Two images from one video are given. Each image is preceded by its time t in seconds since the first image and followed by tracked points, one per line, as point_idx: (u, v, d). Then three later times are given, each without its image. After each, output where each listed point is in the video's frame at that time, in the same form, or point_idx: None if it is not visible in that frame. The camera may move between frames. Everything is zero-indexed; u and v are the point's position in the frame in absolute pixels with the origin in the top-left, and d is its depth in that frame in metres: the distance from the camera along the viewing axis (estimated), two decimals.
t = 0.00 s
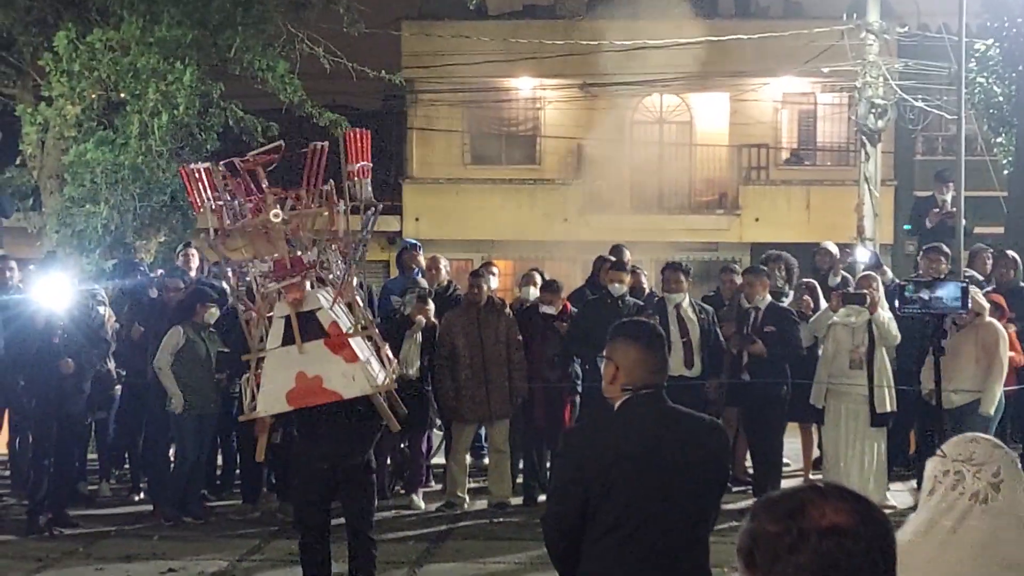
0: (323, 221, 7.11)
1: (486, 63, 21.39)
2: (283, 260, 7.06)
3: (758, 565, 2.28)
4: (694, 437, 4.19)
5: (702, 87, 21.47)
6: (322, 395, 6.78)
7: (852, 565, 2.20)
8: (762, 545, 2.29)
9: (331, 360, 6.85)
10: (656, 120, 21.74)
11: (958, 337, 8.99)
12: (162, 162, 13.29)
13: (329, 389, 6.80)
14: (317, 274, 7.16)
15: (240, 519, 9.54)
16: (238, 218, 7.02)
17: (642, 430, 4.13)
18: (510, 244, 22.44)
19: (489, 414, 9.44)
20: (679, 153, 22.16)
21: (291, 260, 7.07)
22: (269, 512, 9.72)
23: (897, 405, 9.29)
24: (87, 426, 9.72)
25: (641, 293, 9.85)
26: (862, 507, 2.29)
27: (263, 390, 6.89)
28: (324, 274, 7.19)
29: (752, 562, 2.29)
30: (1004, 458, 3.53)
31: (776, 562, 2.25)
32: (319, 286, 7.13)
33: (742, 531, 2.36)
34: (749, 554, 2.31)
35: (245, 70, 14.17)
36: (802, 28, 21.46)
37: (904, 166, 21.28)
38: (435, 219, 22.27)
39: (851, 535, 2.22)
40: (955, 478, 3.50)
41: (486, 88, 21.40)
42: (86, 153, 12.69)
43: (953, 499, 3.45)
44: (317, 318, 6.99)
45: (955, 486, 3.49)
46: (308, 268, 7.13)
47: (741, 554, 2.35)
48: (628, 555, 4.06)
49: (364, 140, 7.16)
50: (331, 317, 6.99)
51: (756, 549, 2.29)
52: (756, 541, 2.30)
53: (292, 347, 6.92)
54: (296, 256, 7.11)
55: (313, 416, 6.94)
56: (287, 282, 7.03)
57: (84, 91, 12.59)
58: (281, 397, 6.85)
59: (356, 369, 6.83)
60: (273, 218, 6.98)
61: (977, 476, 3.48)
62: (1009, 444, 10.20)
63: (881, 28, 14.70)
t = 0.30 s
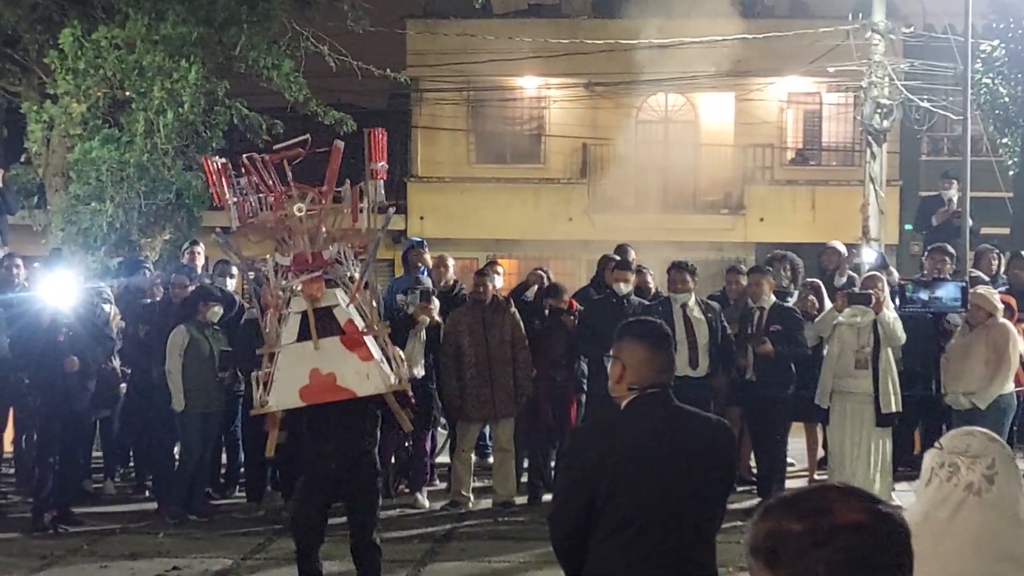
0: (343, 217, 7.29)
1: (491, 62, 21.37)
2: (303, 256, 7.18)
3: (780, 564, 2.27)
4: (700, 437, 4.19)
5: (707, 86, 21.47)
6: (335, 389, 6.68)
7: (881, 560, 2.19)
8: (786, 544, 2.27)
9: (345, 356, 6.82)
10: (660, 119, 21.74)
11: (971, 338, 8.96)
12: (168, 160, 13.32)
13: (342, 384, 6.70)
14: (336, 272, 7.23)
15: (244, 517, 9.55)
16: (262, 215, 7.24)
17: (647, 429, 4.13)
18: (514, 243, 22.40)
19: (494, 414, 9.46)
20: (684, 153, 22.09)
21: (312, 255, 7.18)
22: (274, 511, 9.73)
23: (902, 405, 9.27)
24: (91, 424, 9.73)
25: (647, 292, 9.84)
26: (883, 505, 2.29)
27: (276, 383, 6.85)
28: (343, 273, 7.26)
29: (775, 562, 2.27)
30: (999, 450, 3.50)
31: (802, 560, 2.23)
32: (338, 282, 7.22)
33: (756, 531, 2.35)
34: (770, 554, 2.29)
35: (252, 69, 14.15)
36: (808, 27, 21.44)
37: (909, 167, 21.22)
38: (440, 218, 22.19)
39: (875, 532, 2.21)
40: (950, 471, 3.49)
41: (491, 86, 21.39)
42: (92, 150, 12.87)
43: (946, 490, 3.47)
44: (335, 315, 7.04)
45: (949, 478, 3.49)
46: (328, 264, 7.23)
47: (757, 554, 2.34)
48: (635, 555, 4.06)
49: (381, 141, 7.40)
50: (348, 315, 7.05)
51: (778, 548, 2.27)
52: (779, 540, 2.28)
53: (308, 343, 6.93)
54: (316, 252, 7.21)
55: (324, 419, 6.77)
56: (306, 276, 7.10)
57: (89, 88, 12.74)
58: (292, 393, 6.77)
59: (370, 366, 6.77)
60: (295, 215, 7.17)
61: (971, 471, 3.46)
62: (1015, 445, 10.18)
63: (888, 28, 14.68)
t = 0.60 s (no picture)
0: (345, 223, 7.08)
1: (496, 60, 21.37)
2: (301, 260, 6.97)
3: (793, 562, 2.23)
4: (707, 435, 4.18)
5: (713, 84, 21.46)
6: (326, 397, 6.49)
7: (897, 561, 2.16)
8: (799, 541, 2.23)
9: (338, 362, 6.59)
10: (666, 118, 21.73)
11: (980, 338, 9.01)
12: (174, 158, 13.34)
13: (334, 391, 6.51)
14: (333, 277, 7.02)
15: (250, 516, 9.53)
16: (262, 215, 7.03)
17: (655, 428, 4.12)
18: (519, 242, 22.36)
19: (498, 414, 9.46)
20: (689, 152, 22.06)
21: (308, 260, 6.96)
22: (279, 509, 9.72)
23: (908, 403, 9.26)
24: (96, 422, 9.73)
25: (653, 291, 9.83)
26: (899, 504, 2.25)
27: (267, 389, 6.61)
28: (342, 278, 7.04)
29: (788, 558, 2.23)
30: None
31: (817, 557, 2.19)
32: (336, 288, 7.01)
33: (770, 526, 2.30)
34: (783, 551, 2.25)
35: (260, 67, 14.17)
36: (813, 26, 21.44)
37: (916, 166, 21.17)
38: (446, 216, 22.16)
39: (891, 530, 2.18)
40: (985, 466, 3.06)
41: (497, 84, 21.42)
42: (98, 149, 13.00)
43: (983, 488, 3.03)
44: (329, 321, 6.77)
45: (985, 474, 3.05)
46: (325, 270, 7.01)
47: (769, 549, 2.29)
48: (643, 552, 4.06)
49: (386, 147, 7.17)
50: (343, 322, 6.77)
51: (791, 545, 2.23)
52: (793, 537, 2.24)
53: (301, 348, 6.67)
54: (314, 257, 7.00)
55: (315, 422, 6.62)
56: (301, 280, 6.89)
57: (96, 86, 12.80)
58: (284, 399, 6.54)
59: (363, 375, 6.56)
60: (295, 217, 6.96)
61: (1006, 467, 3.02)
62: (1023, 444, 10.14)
63: (895, 27, 14.67)
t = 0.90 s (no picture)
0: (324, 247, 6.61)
1: (501, 57, 21.37)
2: (281, 289, 6.52)
3: (787, 560, 2.34)
4: (710, 433, 4.17)
5: (718, 82, 21.46)
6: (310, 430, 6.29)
7: (887, 557, 2.28)
8: (795, 539, 2.34)
9: (322, 393, 6.35)
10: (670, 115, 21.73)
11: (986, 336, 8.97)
12: (178, 154, 13.34)
13: (318, 423, 6.31)
14: (316, 304, 6.61)
15: (253, 512, 9.56)
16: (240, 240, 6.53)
17: (657, 427, 4.12)
18: (524, 239, 22.36)
19: (503, 411, 9.48)
20: (693, 149, 22.05)
21: (289, 289, 6.51)
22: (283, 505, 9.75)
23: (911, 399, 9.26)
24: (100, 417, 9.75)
25: (657, 288, 9.83)
26: (889, 500, 2.37)
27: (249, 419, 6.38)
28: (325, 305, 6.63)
29: (784, 557, 2.35)
30: None
31: (811, 555, 2.30)
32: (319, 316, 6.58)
33: (769, 524, 2.41)
34: (778, 548, 2.36)
35: (266, 65, 14.20)
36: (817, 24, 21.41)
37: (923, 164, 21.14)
38: (450, 213, 22.17)
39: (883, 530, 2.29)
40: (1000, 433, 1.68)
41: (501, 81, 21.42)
42: (103, 145, 12.90)
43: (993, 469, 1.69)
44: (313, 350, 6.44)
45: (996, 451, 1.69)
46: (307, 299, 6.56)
47: (768, 548, 2.40)
48: (646, 550, 4.06)
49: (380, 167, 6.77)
50: (328, 351, 6.46)
51: (787, 543, 2.34)
52: (789, 535, 2.35)
53: (284, 376, 6.39)
54: (295, 284, 6.56)
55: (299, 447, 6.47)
56: (284, 310, 6.48)
57: (100, 82, 12.79)
58: (265, 429, 6.34)
59: (346, 406, 6.34)
60: (274, 245, 6.46)
61: None
62: None
63: (900, 24, 14.65)
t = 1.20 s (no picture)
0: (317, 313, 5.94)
1: (510, 55, 21.34)
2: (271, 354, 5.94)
3: (796, 558, 2.38)
4: (718, 433, 4.17)
5: (727, 80, 21.43)
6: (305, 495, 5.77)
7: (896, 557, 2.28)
8: (802, 539, 2.39)
9: (317, 455, 5.82)
10: (679, 113, 21.71)
11: (996, 335, 8.96)
12: (188, 153, 13.37)
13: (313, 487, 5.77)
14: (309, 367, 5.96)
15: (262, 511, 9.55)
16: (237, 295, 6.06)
17: (667, 426, 4.11)
18: (531, 237, 22.38)
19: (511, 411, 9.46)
20: (701, 148, 22.04)
21: (278, 354, 5.93)
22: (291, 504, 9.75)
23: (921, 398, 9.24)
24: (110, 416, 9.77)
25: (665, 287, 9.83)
26: (901, 500, 2.37)
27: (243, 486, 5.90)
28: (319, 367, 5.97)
29: (794, 556, 2.40)
30: None
31: (818, 553, 2.33)
32: (312, 378, 5.96)
33: (779, 525, 2.47)
34: (787, 549, 2.42)
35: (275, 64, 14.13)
36: (826, 22, 21.36)
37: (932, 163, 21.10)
38: (461, 212, 22.13)
39: (889, 529, 2.29)
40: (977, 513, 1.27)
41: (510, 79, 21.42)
42: (112, 144, 13.01)
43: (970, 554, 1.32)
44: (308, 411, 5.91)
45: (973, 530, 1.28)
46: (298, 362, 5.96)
47: (777, 549, 2.47)
48: (655, 549, 4.04)
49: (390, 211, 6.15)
50: (322, 412, 5.91)
51: (795, 543, 2.39)
52: (796, 536, 2.40)
53: (277, 439, 5.87)
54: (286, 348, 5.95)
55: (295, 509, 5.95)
56: (273, 376, 5.92)
57: (111, 81, 12.93)
58: (260, 493, 5.84)
59: (343, 468, 5.80)
60: (261, 314, 5.91)
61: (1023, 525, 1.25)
62: None
63: (909, 22, 14.63)
